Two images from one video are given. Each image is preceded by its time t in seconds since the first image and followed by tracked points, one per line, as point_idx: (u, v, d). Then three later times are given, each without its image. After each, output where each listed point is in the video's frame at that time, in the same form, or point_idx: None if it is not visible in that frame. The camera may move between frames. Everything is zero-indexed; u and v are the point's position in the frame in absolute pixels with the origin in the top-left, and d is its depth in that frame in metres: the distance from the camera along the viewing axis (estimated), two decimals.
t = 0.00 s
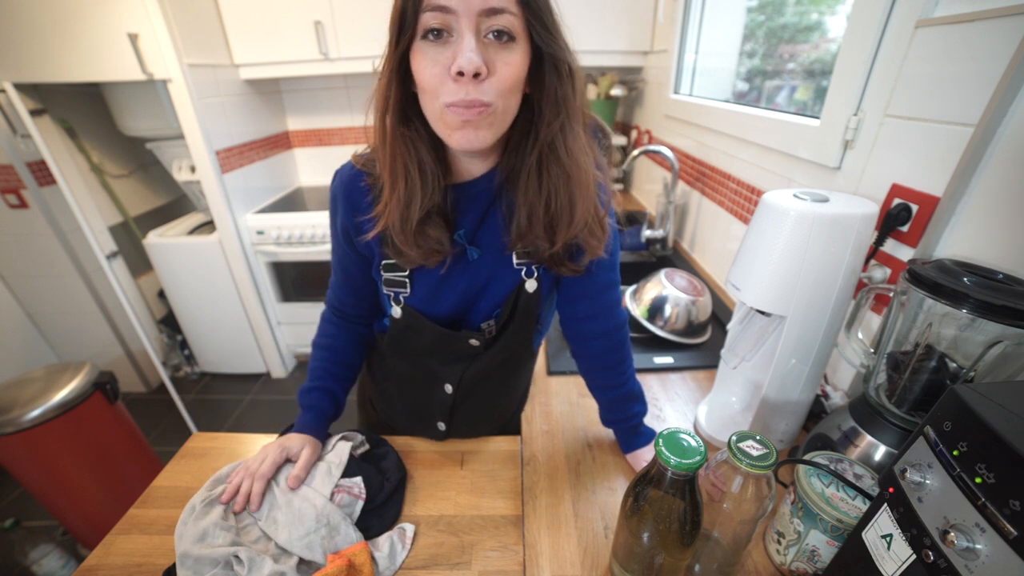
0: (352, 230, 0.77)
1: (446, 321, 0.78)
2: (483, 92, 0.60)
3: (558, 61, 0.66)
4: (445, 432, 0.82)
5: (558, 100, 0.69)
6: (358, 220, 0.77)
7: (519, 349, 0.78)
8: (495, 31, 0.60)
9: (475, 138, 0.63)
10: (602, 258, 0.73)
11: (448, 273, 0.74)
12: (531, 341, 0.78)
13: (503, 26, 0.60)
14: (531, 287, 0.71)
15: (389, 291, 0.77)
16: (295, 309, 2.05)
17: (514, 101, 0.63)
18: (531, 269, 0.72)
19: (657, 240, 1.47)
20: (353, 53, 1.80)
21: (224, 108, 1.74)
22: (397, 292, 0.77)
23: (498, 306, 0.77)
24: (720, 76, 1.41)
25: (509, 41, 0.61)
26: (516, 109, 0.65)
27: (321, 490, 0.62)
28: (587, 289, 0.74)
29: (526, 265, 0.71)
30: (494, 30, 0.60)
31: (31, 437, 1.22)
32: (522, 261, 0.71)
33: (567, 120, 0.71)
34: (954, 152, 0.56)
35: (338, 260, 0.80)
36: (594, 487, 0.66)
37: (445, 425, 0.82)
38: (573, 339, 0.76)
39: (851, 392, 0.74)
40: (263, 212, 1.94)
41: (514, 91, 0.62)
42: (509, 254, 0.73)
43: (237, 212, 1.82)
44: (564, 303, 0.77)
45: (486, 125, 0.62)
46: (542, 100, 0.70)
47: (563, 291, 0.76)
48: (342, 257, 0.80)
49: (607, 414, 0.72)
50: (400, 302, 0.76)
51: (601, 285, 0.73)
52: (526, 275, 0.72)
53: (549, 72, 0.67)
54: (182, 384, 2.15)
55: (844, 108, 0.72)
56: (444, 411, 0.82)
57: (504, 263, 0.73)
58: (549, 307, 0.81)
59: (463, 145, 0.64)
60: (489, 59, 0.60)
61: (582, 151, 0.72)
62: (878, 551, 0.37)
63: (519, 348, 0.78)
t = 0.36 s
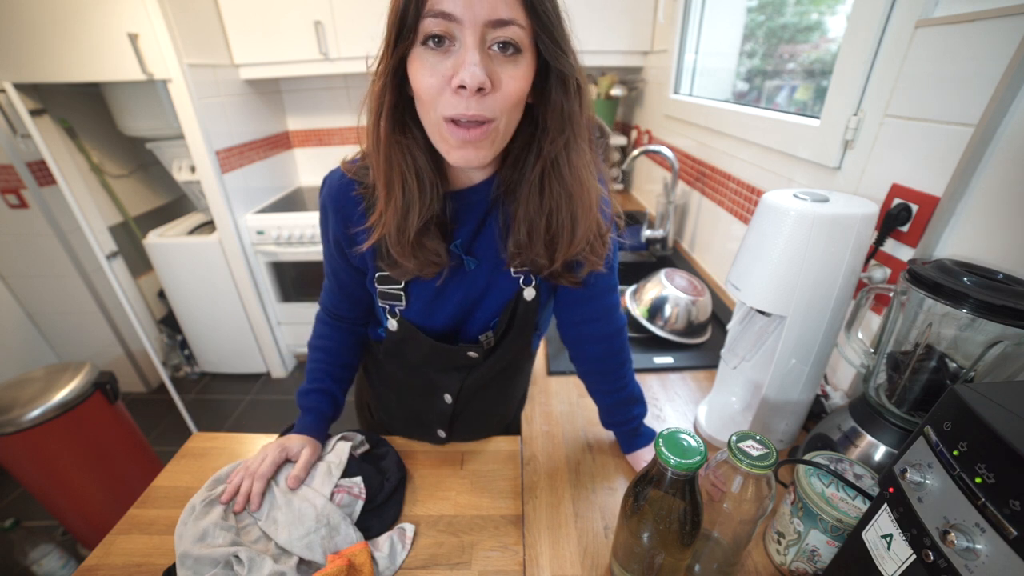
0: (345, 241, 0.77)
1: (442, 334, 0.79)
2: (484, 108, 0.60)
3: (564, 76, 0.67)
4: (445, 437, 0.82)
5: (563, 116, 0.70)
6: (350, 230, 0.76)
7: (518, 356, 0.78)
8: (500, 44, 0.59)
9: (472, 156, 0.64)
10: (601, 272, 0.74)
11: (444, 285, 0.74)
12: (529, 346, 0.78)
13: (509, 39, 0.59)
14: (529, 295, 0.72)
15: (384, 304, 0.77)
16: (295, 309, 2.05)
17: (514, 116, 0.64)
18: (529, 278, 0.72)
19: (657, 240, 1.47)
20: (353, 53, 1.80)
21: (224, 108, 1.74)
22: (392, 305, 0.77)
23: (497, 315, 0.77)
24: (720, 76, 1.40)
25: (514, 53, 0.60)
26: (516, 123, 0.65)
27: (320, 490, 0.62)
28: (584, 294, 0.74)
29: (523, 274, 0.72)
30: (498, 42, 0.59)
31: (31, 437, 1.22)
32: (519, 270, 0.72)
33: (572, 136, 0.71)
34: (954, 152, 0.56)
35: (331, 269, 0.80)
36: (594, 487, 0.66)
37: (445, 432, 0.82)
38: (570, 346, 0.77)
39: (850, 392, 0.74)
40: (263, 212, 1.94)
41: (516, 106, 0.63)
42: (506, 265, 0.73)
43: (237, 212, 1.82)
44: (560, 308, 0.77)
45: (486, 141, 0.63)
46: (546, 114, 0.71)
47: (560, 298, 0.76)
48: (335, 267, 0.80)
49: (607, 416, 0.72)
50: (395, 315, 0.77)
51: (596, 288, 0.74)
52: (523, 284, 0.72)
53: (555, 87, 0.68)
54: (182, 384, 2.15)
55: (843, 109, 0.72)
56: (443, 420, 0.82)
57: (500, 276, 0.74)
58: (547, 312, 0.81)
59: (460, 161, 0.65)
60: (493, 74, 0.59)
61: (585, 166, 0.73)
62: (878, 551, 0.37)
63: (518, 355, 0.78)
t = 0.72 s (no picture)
0: (336, 232, 0.76)
1: (423, 331, 0.80)
2: (507, 121, 0.59)
3: (577, 93, 0.68)
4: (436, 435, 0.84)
5: (570, 127, 0.71)
6: (342, 221, 0.76)
7: (503, 357, 0.78)
8: (534, 65, 0.58)
9: (483, 157, 0.63)
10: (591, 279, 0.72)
11: (430, 277, 0.75)
12: (517, 348, 0.78)
13: (542, 62, 0.58)
14: (511, 297, 0.72)
15: (368, 296, 0.77)
16: (295, 309, 2.05)
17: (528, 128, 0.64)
18: (513, 279, 0.72)
19: (657, 240, 1.47)
20: (353, 52, 1.80)
21: (224, 108, 1.74)
22: (376, 298, 0.77)
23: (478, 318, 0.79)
24: (720, 76, 1.41)
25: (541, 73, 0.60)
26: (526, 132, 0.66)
27: (320, 490, 0.62)
28: (579, 298, 0.73)
29: (507, 275, 0.72)
30: (534, 61, 0.57)
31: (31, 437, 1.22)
32: (503, 271, 0.72)
33: (577, 149, 0.72)
34: (954, 152, 0.56)
35: (319, 258, 0.80)
36: (594, 487, 0.66)
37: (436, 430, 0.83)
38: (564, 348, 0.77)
39: (850, 392, 0.74)
40: (263, 212, 1.94)
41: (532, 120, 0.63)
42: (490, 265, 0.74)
43: (237, 212, 1.82)
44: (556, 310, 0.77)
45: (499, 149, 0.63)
46: (555, 125, 0.71)
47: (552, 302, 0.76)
48: (323, 256, 0.80)
49: (607, 417, 0.72)
50: (379, 308, 0.77)
51: (592, 293, 0.73)
52: (506, 285, 0.73)
53: (567, 99, 0.69)
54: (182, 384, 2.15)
55: (843, 109, 0.72)
56: (433, 419, 0.83)
57: (481, 275, 0.75)
58: (535, 314, 0.81)
59: (469, 163, 0.64)
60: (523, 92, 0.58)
61: (586, 178, 0.73)
62: (878, 551, 0.37)
63: (504, 355, 0.78)
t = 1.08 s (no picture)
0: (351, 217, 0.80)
1: (431, 308, 0.78)
2: (506, 94, 0.61)
3: (574, 78, 0.68)
4: (428, 432, 0.86)
5: (569, 109, 0.70)
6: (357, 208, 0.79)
7: (503, 349, 0.78)
8: (526, 40, 0.61)
9: (485, 136, 0.64)
10: (590, 266, 0.72)
11: (440, 257, 0.74)
12: (518, 342, 0.77)
13: (533, 38, 0.61)
14: (513, 282, 0.71)
15: (379, 272, 0.77)
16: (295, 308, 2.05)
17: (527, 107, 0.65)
18: (516, 263, 0.71)
19: (657, 240, 1.47)
20: (353, 53, 1.80)
21: (224, 108, 1.74)
22: (387, 273, 0.77)
23: (480, 301, 0.76)
24: (720, 75, 1.40)
25: (535, 52, 0.62)
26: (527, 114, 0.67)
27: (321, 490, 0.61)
28: (581, 284, 0.73)
29: (511, 258, 0.71)
30: (524, 38, 0.60)
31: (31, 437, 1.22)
32: (507, 253, 0.71)
33: (578, 132, 0.72)
34: (954, 152, 0.56)
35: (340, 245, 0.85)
36: (594, 487, 0.66)
37: (429, 426, 0.85)
38: (574, 339, 0.76)
39: (851, 392, 0.74)
40: (263, 212, 1.93)
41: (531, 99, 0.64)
42: (496, 247, 0.73)
43: (237, 212, 1.82)
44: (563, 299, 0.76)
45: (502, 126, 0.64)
46: (554, 111, 0.71)
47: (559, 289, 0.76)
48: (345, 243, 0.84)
49: (607, 415, 0.72)
50: (389, 284, 0.77)
51: (594, 285, 0.73)
52: (510, 270, 0.72)
53: (564, 83, 0.69)
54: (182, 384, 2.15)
55: (844, 109, 0.72)
56: (428, 413, 0.84)
57: (488, 256, 0.74)
58: (543, 311, 0.80)
59: (477, 141, 0.65)
60: (517, 65, 0.60)
61: (591, 164, 0.74)
62: (878, 551, 0.37)
63: (503, 347, 0.77)
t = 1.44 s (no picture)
0: (356, 212, 0.78)
1: (435, 309, 0.78)
2: (505, 96, 0.61)
3: (579, 80, 0.68)
4: (429, 431, 0.87)
5: (575, 114, 0.70)
6: (363, 205, 0.77)
7: (507, 350, 0.78)
8: (526, 41, 0.60)
9: (486, 141, 0.65)
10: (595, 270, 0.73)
11: (445, 260, 0.74)
12: (522, 342, 0.77)
13: (534, 38, 0.60)
14: (520, 283, 0.71)
15: (383, 275, 0.77)
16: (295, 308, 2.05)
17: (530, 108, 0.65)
18: (522, 264, 0.71)
19: (657, 240, 1.47)
20: (353, 53, 1.80)
21: (224, 108, 1.74)
22: (391, 276, 0.77)
23: (485, 302, 0.76)
24: (721, 76, 1.41)
25: (537, 51, 0.62)
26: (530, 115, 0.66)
27: (321, 490, 0.62)
28: (584, 286, 0.73)
29: (517, 260, 0.71)
30: (525, 38, 0.60)
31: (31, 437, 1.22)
32: (513, 256, 0.71)
33: (584, 135, 0.72)
34: (954, 152, 0.56)
35: (337, 238, 0.82)
36: (594, 487, 0.66)
37: (431, 425, 0.86)
38: (574, 336, 0.76)
39: (851, 392, 0.74)
40: (263, 212, 1.93)
41: (533, 99, 0.64)
42: (501, 250, 0.73)
43: (237, 212, 1.82)
44: (566, 300, 0.76)
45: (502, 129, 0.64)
46: (558, 112, 0.71)
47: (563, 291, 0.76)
48: (342, 237, 0.81)
49: (607, 413, 0.72)
50: (393, 286, 0.77)
51: (599, 285, 0.73)
52: (516, 270, 0.71)
53: (570, 87, 0.68)
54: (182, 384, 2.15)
55: (844, 109, 0.72)
56: (429, 413, 0.85)
57: (493, 258, 0.74)
58: (545, 310, 0.80)
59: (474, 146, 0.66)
60: (517, 66, 0.60)
61: (595, 165, 0.73)
62: (878, 551, 0.37)
63: (505, 347, 0.77)
